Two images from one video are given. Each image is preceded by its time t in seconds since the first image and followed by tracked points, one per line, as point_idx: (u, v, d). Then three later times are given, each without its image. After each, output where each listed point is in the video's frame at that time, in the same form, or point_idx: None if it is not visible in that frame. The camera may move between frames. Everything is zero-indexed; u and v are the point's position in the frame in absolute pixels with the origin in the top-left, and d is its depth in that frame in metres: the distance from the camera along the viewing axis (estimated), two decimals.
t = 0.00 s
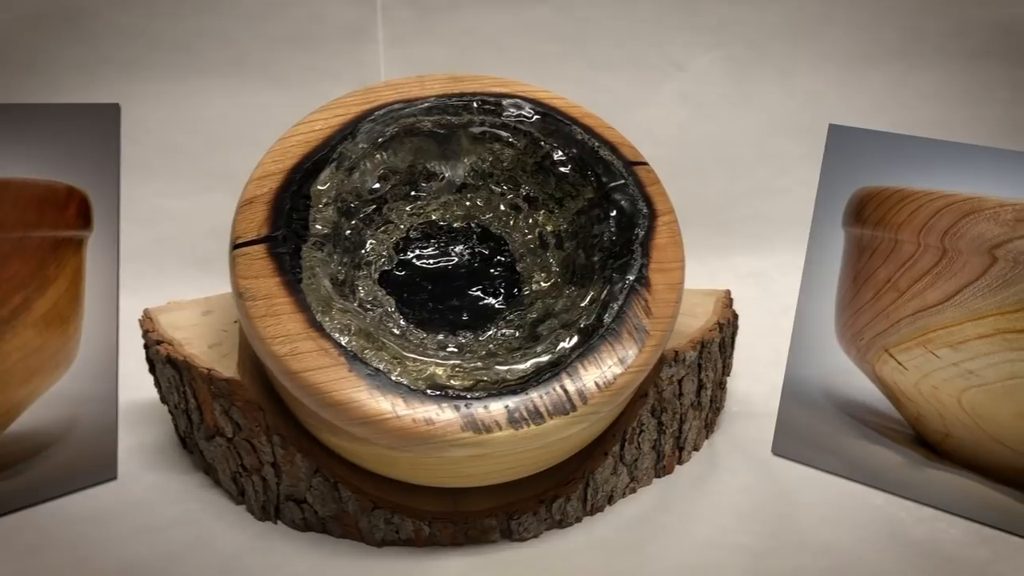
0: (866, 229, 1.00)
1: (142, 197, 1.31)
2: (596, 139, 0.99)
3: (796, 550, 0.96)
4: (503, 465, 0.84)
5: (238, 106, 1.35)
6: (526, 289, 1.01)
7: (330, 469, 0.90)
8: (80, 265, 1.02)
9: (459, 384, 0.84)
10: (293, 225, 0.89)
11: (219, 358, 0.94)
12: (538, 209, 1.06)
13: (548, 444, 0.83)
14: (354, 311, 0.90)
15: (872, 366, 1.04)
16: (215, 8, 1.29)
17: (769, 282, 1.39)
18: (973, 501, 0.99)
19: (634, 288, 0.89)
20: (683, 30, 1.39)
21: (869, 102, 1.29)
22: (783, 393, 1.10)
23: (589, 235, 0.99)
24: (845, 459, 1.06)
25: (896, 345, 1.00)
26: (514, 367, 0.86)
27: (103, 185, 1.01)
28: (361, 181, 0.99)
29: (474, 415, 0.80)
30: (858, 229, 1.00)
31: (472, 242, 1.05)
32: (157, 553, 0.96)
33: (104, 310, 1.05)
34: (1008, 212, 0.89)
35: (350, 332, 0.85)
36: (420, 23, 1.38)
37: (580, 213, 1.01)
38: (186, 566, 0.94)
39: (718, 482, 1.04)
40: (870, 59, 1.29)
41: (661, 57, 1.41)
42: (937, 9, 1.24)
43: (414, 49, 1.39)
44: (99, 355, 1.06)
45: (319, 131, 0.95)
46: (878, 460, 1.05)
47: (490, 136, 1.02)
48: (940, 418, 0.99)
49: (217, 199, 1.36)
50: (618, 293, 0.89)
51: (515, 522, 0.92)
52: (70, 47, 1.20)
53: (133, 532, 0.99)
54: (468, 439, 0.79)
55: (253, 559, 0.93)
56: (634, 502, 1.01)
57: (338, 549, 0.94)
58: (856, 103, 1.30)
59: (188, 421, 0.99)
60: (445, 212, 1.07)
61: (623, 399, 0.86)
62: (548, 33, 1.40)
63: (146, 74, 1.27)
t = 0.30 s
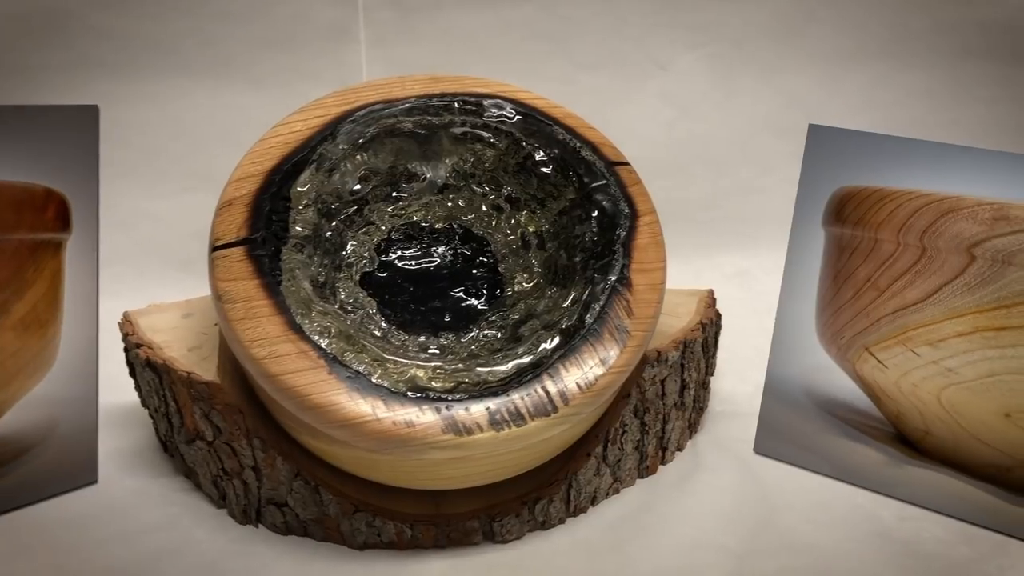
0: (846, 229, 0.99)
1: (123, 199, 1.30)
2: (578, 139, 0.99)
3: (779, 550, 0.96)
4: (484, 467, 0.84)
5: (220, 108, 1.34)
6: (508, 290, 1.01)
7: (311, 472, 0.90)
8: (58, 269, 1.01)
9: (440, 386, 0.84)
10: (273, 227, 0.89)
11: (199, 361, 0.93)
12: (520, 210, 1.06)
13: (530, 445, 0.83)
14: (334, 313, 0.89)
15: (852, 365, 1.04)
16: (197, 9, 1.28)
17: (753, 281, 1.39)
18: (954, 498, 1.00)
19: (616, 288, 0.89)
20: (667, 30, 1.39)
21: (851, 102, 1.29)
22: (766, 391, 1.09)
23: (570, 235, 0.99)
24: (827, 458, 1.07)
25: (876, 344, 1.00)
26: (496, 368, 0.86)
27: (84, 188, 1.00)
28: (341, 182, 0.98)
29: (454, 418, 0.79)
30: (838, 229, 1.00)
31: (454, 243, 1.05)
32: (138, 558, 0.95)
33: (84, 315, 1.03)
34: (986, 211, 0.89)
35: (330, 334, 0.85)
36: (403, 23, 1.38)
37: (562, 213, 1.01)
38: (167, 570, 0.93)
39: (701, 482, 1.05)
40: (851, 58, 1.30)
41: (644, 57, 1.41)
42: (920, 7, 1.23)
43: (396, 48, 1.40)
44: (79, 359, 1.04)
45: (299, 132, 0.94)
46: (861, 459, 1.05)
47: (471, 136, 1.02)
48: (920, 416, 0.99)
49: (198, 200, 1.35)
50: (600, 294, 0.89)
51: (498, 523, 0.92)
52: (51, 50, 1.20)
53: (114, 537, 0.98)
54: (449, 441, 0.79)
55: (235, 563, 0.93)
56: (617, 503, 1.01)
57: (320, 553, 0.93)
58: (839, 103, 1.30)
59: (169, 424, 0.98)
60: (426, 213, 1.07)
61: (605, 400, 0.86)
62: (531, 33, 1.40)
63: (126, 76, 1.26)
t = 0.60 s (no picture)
0: (824, 229, 0.99)
1: (103, 200, 1.29)
2: (558, 139, 0.98)
3: (761, 550, 0.96)
4: (464, 469, 0.83)
5: (200, 109, 1.33)
6: (489, 291, 1.00)
7: (291, 475, 0.89)
8: (36, 271, 1.00)
9: (420, 388, 0.83)
10: (251, 229, 0.88)
11: (177, 365, 0.92)
12: (501, 211, 1.05)
13: (511, 448, 0.83)
14: (313, 315, 0.89)
15: (831, 364, 1.04)
16: (178, 9, 1.28)
17: (738, 280, 1.38)
18: (935, 496, 1.00)
19: (596, 289, 0.89)
20: (650, 30, 1.39)
21: (833, 101, 1.29)
22: (746, 393, 1.10)
23: (551, 236, 0.99)
24: (809, 457, 1.07)
25: (855, 343, 1.00)
26: (476, 370, 0.86)
27: (62, 190, 0.99)
28: (321, 184, 0.97)
29: (434, 420, 0.79)
30: (817, 229, 1.00)
31: (435, 244, 1.05)
32: (116, 563, 0.94)
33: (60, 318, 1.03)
34: (963, 210, 0.89)
35: (309, 336, 0.84)
36: (387, 24, 1.38)
37: (542, 214, 1.01)
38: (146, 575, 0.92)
39: (684, 482, 1.05)
40: (833, 58, 1.30)
41: (627, 57, 1.41)
42: (901, 6, 1.23)
43: (381, 50, 1.39)
44: (57, 363, 1.04)
45: (277, 133, 0.94)
46: (843, 458, 1.05)
47: (452, 137, 1.01)
48: (900, 414, 0.99)
49: (178, 202, 1.34)
50: (580, 295, 0.89)
51: (479, 526, 0.91)
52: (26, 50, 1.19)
53: (92, 542, 0.97)
54: (428, 444, 0.78)
55: (214, 568, 0.92)
56: (599, 504, 1.00)
57: (301, 556, 0.93)
58: (822, 103, 1.30)
59: (148, 428, 0.97)
60: (407, 214, 1.06)
61: (586, 401, 0.85)
62: (514, 33, 1.40)
63: (98, 75, 1.24)
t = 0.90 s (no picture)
0: (803, 229, 0.99)
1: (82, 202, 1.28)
2: (539, 139, 0.98)
3: (744, 550, 0.96)
4: (445, 472, 0.83)
5: (181, 110, 1.32)
6: (470, 292, 1.00)
7: (270, 479, 0.89)
8: (14, 272, 0.98)
9: (400, 391, 0.82)
10: (229, 231, 0.87)
11: (156, 368, 0.92)
12: (483, 212, 1.05)
13: (492, 449, 0.82)
14: (292, 317, 0.88)
15: (812, 363, 1.04)
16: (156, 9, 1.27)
17: (722, 281, 1.38)
18: (915, 494, 1.01)
19: (577, 290, 0.88)
20: (633, 29, 1.39)
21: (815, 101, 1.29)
22: (726, 392, 1.10)
23: (532, 236, 0.99)
24: (788, 455, 1.08)
25: (835, 342, 1.00)
26: (456, 372, 0.85)
27: (39, 193, 0.98)
28: (300, 185, 0.97)
29: (414, 422, 0.79)
30: (796, 228, 1.00)
31: (416, 246, 1.04)
32: (95, 568, 0.93)
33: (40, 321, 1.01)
34: (941, 210, 0.88)
35: (288, 339, 0.84)
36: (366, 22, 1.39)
37: (523, 215, 1.01)
38: None
39: (667, 483, 1.05)
40: (814, 58, 1.30)
41: (610, 56, 1.41)
42: (882, 5, 1.24)
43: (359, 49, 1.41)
44: (35, 367, 1.02)
45: (256, 134, 0.93)
46: (825, 457, 1.06)
47: (432, 138, 1.01)
48: (879, 413, 1.00)
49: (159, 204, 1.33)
50: (561, 296, 0.88)
51: (461, 528, 0.91)
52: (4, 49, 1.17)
53: (70, 547, 0.96)
54: (408, 447, 0.78)
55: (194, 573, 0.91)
56: (582, 505, 1.00)
57: (281, 560, 0.92)
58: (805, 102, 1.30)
59: (126, 432, 0.96)
60: (388, 215, 1.06)
61: (568, 402, 0.85)
62: (495, 33, 1.40)
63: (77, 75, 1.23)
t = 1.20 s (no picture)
0: (786, 229, 1.00)
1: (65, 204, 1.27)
2: (523, 139, 0.98)
3: (729, 550, 0.96)
4: (429, 474, 0.83)
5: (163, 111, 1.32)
6: (455, 292, 1.00)
7: (254, 482, 0.88)
8: None
9: (383, 392, 0.82)
10: (211, 233, 0.87)
11: (139, 370, 0.91)
12: (467, 212, 1.04)
13: (476, 451, 0.82)
14: (275, 319, 0.88)
15: (796, 362, 1.04)
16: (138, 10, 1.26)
17: (710, 280, 1.38)
18: (900, 493, 1.01)
19: (561, 291, 0.88)
20: (617, 29, 1.39)
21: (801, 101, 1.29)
22: (711, 391, 1.10)
23: (517, 236, 0.99)
24: (772, 455, 1.07)
25: (818, 341, 1.00)
26: (440, 373, 0.85)
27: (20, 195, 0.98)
28: (283, 186, 0.97)
29: (397, 424, 0.78)
30: (780, 228, 1.00)
31: (402, 247, 1.04)
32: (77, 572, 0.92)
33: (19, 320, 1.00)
34: (922, 209, 0.89)
35: (270, 341, 0.83)
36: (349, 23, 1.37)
37: (508, 215, 1.00)
38: None
39: (653, 483, 1.05)
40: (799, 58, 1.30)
41: (595, 56, 1.41)
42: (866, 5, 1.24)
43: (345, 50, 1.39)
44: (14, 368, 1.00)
45: (238, 135, 0.93)
46: (810, 456, 1.06)
47: (416, 138, 1.01)
48: (863, 411, 1.00)
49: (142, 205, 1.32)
50: (545, 296, 0.88)
51: (446, 530, 0.91)
52: None
53: (52, 551, 0.95)
54: (392, 449, 0.78)
55: None
56: (568, 505, 1.00)
57: (266, 563, 0.92)
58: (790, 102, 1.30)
59: (109, 435, 0.95)
60: (372, 216, 1.05)
61: (553, 402, 0.85)
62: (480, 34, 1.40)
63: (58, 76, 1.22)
